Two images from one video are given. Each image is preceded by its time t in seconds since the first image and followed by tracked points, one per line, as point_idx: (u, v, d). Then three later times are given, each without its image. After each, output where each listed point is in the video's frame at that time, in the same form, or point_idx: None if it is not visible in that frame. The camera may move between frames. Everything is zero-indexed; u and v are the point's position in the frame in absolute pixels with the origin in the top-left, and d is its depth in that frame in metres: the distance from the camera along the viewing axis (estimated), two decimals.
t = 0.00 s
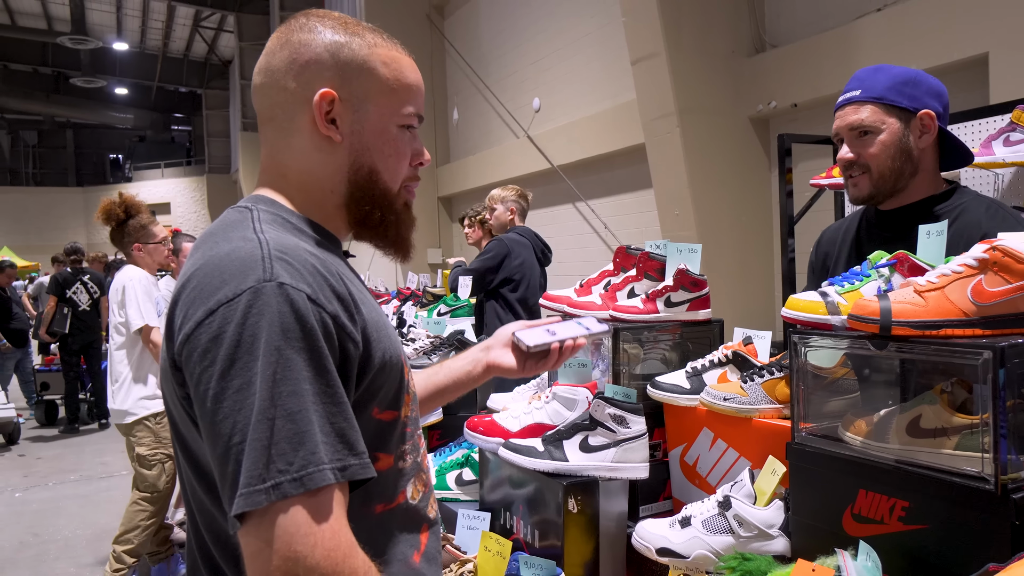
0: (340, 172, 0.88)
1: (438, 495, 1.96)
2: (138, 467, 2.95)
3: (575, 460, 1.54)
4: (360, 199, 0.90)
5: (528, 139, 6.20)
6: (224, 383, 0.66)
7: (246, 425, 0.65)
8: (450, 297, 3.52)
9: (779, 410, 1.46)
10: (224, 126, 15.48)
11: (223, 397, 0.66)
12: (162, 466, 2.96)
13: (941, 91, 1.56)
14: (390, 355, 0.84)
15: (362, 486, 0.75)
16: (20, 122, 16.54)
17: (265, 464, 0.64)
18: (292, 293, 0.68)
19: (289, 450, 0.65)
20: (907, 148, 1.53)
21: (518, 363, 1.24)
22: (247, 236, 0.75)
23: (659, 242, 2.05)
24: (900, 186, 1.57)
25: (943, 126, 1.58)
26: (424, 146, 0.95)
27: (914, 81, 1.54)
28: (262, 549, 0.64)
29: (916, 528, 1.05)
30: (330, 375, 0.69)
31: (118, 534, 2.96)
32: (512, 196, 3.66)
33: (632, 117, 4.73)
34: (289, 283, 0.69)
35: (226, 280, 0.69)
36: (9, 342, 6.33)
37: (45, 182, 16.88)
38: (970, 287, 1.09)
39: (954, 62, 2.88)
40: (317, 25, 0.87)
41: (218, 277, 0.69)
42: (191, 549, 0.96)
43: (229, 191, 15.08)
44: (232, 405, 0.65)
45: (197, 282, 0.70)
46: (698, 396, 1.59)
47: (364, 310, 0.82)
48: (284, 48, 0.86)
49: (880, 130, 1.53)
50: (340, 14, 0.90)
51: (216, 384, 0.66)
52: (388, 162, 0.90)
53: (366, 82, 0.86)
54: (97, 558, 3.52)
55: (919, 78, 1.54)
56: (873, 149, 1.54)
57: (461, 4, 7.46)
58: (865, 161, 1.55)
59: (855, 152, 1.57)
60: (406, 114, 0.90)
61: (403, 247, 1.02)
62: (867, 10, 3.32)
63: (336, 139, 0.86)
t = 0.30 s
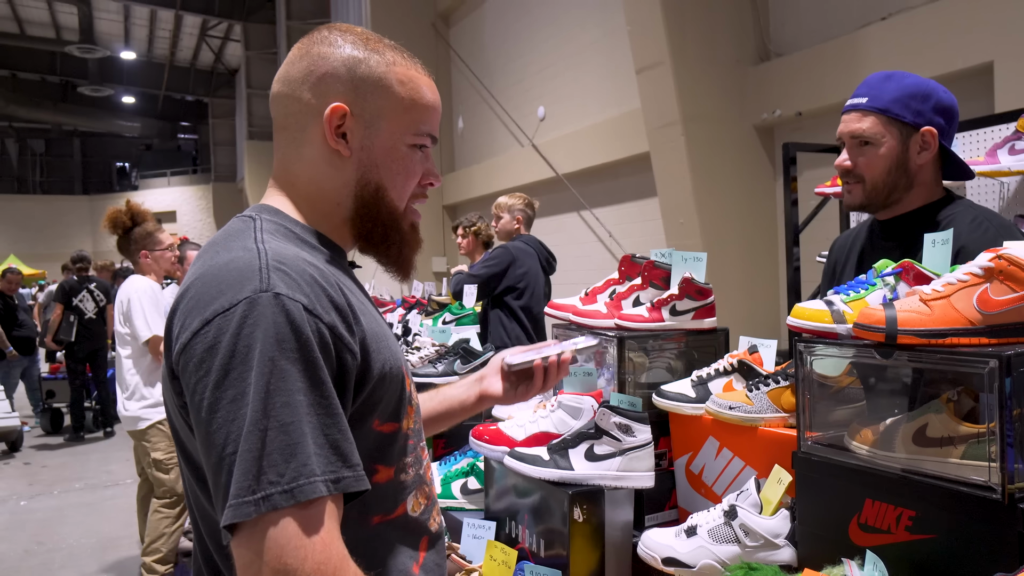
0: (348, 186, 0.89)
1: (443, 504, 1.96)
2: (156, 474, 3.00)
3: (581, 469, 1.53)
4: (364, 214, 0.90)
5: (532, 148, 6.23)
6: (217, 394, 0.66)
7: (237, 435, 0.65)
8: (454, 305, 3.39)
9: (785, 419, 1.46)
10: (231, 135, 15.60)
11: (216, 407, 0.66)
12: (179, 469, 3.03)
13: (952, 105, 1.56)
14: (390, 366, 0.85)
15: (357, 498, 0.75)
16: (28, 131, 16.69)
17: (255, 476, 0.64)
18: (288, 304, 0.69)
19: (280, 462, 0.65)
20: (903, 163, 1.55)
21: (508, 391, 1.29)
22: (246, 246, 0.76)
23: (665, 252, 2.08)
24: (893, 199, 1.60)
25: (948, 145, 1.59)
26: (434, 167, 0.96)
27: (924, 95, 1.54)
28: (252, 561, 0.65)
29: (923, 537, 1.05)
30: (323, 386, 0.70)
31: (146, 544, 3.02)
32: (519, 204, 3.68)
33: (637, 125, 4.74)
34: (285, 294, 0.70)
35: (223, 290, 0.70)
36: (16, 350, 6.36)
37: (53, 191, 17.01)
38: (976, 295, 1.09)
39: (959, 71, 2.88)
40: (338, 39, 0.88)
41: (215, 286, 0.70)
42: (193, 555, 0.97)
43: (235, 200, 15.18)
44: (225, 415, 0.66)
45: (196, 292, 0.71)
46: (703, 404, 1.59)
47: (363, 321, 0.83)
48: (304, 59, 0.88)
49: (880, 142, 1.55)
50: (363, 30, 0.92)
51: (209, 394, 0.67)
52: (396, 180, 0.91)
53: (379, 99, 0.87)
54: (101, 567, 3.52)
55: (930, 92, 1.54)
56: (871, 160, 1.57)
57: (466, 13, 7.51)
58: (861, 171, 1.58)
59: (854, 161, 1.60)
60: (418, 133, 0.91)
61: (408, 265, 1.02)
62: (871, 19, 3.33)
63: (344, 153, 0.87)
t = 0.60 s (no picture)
0: (351, 196, 0.91)
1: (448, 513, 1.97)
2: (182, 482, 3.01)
3: (586, 478, 1.54)
4: (364, 225, 0.91)
5: (535, 157, 6.26)
6: (218, 401, 0.68)
7: (236, 443, 0.66)
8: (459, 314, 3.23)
9: (790, 427, 1.46)
10: (235, 146, 15.72)
11: (216, 414, 0.68)
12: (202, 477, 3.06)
13: (934, 112, 1.55)
14: (393, 379, 0.85)
15: (355, 509, 0.75)
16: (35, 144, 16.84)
17: (252, 484, 0.65)
18: (291, 314, 0.70)
19: (277, 470, 0.66)
20: (903, 185, 1.56)
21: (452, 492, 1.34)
22: (253, 255, 0.77)
23: (668, 259, 2.09)
24: (897, 219, 1.62)
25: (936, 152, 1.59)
26: (444, 181, 0.96)
27: (912, 111, 1.52)
28: (250, 567, 0.66)
29: (928, 545, 1.04)
30: (322, 396, 0.70)
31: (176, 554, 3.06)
32: (522, 214, 3.68)
33: (639, 134, 4.77)
34: (288, 303, 0.71)
35: (228, 298, 0.71)
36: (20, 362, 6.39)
37: (59, 203, 17.14)
38: (980, 303, 1.10)
39: (961, 78, 2.89)
40: (349, 52, 0.91)
41: (220, 294, 0.71)
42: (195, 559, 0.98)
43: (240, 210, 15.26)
44: (225, 421, 0.67)
45: (201, 299, 0.72)
46: (707, 412, 1.59)
47: (367, 333, 0.83)
48: (315, 72, 0.91)
49: (878, 170, 1.55)
50: (377, 44, 0.94)
51: (211, 400, 0.68)
52: (400, 192, 0.91)
53: (384, 111, 0.88)
54: None
55: (915, 106, 1.52)
56: (872, 188, 1.57)
57: (469, 24, 7.58)
58: (864, 199, 1.59)
59: (854, 188, 1.60)
60: (423, 145, 0.91)
61: (418, 277, 1.02)
62: (873, 27, 3.35)
63: (346, 163, 0.89)
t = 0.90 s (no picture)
0: (344, 192, 0.91)
1: (447, 508, 1.98)
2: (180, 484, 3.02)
3: (582, 473, 1.54)
4: (356, 220, 0.90)
5: (531, 152, 6.25)
6: (230, 390, 0.67)
7: (248, 432, 0.66)
8: (455, 309, 3.42)
9: (786, 420, 1.47)
10: (229, 142, 15.63)
11: (228, 403, 0.67)
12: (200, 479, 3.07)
13: (873, 121, 1.54)
14: (393, 374, 0.85)
15: (359, 500, 0.75)
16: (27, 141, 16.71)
17: (264, 472, 0.65)
18: (302, 306, 0.70)
19: (289, 460, 0.66)
20: (879, 203, 1.57)
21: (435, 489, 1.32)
22: (261, 249, 0.77)
23: (664, 254, 2.09)
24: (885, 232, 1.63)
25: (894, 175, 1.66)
26: (439, 176, 0.95)
27: (859, 134, 1.50)
28: (259, 555, 0.65)
29: (924, 537, 1.05)
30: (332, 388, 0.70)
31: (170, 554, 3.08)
32: (516, 209, 3.67)
33: (635, 129, 4.76)
34: (299, 296, 0.71)
35: (239, 289, 0.70)
36: (15, 360, 6.35)
37: (52, 200, 17.02)
38: (975, 296, 1.10)
39: (956, 72, 2.89)
40: (345, 52, 0.91)
41: (230, 286, 0.71)
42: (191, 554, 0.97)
43: (234, 206, 15.20)
44: (236, 411, 0.66)
45: (210, 290, 0.71)
46: (704, 407, 1.59)
47: (370, 329, 0.83)
48: (311, 71, 0.92)
49: (851, 203, 1.54)
50: (373, 43, 0.94)
51: (222, 390, 0.67)
52: (392, 187, 0.90)
53: (375, 106, 0.88)
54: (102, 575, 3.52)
55: (858, 127, 1.51)
56: (853, 220, 1.57)
57: (463, 20, 7.54)
58: (850, 229, 1.59)
59: (835, 224, 1.59)
60: (415, 140, 0.90)
61: (415, 274, 1.01)
62: (868, 21, 3.34)
63: (339, 159, 0.89)
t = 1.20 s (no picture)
0: (330, 187, 0.90)
1: (445, 501, 1.96)
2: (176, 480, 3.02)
3: (579, 467, 1.54)
4: (342, 214, 0.90)
5: (529, 146, 6.23)
6: (219, 377, 0.67)
7: (236, 417, 0.66)
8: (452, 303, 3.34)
9: (783, 415, 1.46)
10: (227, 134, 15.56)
11: (217, 390, 0.67)
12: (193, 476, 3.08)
13: (793, 161, 1.59)
14: (380, 365, 0.85)
15: (345, 485, 0.75)
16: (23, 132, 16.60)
17: (252, 456, 0.65)
18: (290, 297, 0.70)
19: (276, 445, 0.66)
20: (829, 234, 1.61)
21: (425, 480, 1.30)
22: (251, 240, 0.76)
23: (662, 249, 2.08)
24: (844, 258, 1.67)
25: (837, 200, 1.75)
26: (427, 170, 0.94)
27: (787, 179, 1.54)
28: (247, 538, 0.65)
29: (920, 532, 1.05)
30: (320, 377, 0.70)
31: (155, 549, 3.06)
32: (511, 203, 3.67)
33: (634, 123, 4.75)
34: (287, 287, 0.70)
35: (229, 280, 0.70)
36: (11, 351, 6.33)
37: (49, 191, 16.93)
38: (972, 292, 1.09)
39: (956, 68, 2.88)
40: (333, 50, 0.90)
41: (220, 276, 0.70)
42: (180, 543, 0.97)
43: (232, 199, 15.14)
44: (225, 398, 0.66)
45: (200, 280, 0.71)
46: (701, 401, 1.60)
47: (358, 320, 0.83)
48: (300, 71, 0.92)
49: (803, 243, 1.57)
50: (361, 41, 0.93)
51: (212, 377, 0.67)
52: (378, 182, 0.90)
53: (360, 103, 0.87)
54: (100, 567, 3.52)
55: (783, 172, 1.55)
56: (811, 258, 1.60)
57: (462, 12, 7.50)
58: (811, 267, 1.61)
59: (796, 266, 1.61)
60: (400, 134, 0.89)
61: (402, 268, 1.01)
62: (868, 16, 3.33)
63: (325, 155, 0.89)
